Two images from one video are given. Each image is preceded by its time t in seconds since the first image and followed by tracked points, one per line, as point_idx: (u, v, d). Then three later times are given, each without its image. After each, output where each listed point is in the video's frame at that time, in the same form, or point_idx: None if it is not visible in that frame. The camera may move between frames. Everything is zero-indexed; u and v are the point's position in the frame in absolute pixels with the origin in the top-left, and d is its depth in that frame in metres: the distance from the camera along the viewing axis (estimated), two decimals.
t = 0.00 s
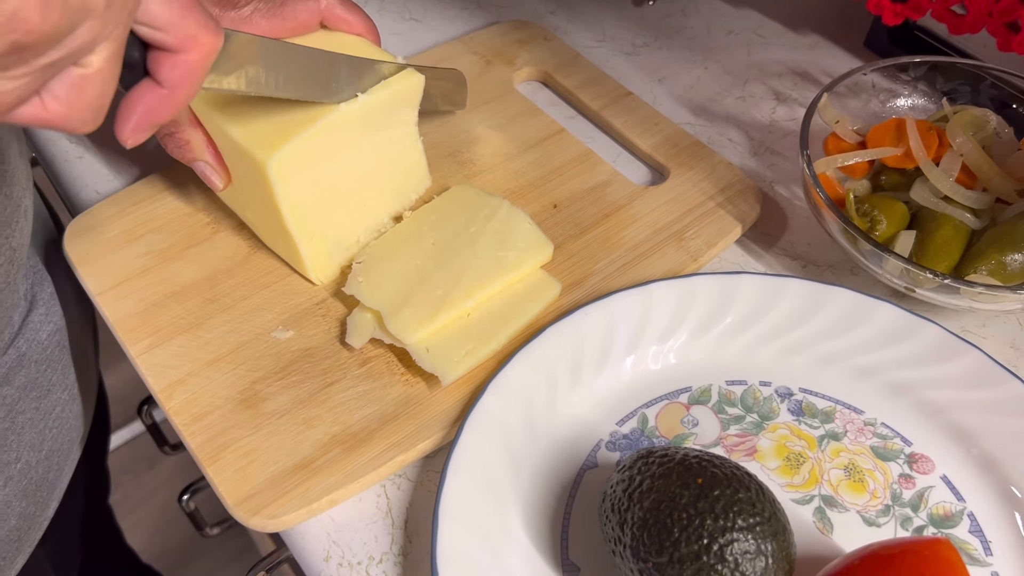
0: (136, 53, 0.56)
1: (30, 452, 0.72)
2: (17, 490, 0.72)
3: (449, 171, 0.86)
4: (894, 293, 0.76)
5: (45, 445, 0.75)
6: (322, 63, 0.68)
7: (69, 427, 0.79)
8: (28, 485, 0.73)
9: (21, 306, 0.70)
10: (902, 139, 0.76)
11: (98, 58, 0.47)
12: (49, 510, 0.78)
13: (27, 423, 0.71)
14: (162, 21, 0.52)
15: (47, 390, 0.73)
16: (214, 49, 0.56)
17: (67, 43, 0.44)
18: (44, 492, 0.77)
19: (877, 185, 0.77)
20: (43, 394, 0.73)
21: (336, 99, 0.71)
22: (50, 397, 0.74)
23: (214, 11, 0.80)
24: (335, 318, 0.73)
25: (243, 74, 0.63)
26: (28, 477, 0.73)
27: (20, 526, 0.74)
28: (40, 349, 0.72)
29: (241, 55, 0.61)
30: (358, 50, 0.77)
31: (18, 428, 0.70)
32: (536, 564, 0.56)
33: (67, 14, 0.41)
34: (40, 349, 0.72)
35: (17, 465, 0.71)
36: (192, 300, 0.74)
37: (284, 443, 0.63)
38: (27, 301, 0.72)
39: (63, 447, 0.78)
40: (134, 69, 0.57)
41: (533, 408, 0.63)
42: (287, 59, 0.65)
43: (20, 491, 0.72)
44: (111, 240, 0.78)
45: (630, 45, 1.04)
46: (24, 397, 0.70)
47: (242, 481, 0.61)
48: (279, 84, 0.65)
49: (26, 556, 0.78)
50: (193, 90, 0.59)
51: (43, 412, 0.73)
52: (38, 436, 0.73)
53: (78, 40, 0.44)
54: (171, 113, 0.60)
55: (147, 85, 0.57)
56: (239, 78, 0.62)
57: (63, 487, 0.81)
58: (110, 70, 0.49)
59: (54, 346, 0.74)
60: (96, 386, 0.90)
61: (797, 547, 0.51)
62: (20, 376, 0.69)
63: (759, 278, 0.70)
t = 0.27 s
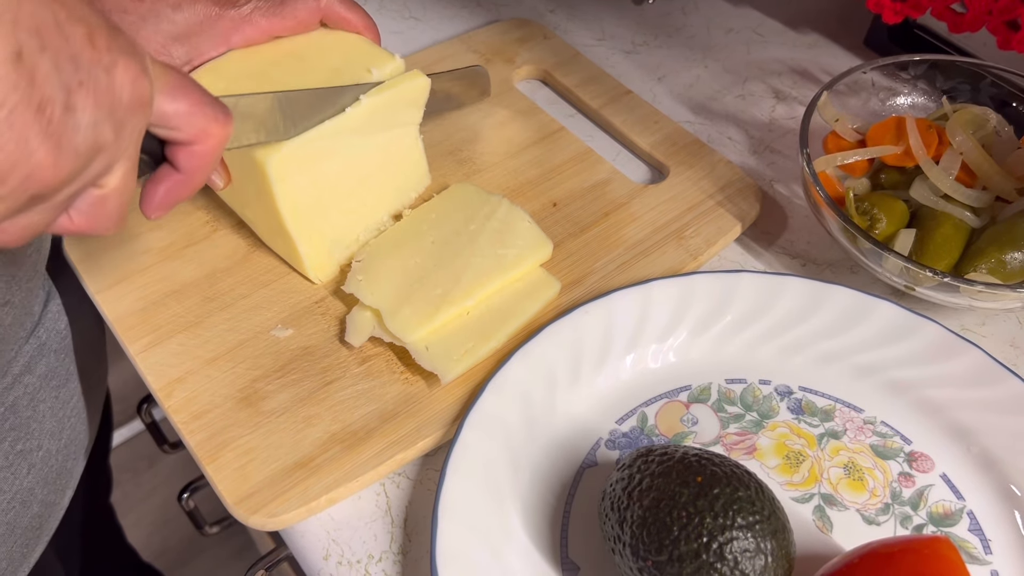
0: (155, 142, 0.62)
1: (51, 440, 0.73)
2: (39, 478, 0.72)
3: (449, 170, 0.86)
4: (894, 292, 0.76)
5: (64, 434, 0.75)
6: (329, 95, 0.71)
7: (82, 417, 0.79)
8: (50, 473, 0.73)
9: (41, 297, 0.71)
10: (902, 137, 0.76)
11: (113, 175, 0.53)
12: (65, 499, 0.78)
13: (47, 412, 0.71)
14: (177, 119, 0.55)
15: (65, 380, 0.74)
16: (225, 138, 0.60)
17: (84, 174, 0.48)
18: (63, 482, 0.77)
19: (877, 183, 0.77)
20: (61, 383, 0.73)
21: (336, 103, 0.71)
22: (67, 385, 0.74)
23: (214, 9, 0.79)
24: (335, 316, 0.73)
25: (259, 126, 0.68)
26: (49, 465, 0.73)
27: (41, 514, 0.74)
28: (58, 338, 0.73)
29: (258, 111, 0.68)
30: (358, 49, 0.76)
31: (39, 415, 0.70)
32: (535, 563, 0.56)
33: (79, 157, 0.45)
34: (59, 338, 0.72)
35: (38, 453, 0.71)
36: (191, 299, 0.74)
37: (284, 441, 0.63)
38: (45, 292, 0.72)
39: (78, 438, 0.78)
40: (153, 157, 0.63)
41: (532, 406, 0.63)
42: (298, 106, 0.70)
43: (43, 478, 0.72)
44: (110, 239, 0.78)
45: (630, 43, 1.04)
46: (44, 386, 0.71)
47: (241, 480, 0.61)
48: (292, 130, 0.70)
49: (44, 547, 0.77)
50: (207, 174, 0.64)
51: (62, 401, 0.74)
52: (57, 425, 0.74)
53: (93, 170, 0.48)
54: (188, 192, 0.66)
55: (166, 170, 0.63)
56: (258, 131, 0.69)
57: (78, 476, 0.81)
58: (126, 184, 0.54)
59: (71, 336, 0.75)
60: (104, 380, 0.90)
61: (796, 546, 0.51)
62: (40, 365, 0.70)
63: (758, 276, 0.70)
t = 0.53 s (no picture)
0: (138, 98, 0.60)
1: (56, 439, 0.72)
2: (45, 477, 0.72)
3: (449, 167, 0.85)
4: (894, 289, 0.76)
5: (70, 433, 0.75)
6: (327, 88, 0.70)
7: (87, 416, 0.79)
8: (55, 472, 0.73)
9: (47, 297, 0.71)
10: (903, 135, 0.76)
11: (90, 124, 0.47)
12: (68, 499, 0.78)
13: (53, 411, 0.71)
14: (164, 78, 0.52)
15: (71, 378, 0.74)
16: (209, 102, 0.56)
17: (65, 124, 0.44)
18: (68, 480, 0.76)
19: (877, 180, 0.77)
20: (67, 382, 0.73)
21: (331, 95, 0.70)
22: (72, 384, 0.74)
23: (213, 9, 0.79)
24: (335, 314, 0.73)
25: (250, 103, 0.66)
26: (55, 464, 0.73)
27: (45, 514, 0.73)
28: (65, 337, 0.73)
29: (249, 88, 0.65)
30: (355, 44, 0.76)
31: (45, 414, 0.70)
32: (536, 561, 0.56)
33: (60, 107, 0.42)
34: (65, 337, 0.73)
35: (44, 452, 0.71)
36: (190, 296, 0.74)
37: (284, 439, 0.63)
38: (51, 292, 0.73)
39: (83, 436, 0.78)
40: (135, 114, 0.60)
41: (533, 404, 0.63)
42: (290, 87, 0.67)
43: (49, 477, 0.72)
44: (109, 236, 0.78)
45: (630, 40, 1.03)
46: (50, 385, 0.70)
47: (241, 477, 0.60)
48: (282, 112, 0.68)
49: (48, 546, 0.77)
50: (191, 137, 0.61)
51: (68, 400, 0.74)
52: (63, 424, 0.73)
53: (74, 119, 0.45)
54: (170, 156, 0.62)
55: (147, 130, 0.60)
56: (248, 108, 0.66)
57: (81, 476, 0.80)
58: (106, 137, 0.49)
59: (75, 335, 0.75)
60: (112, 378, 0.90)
61: (798, 544, 0.51)
62: (47, 363, 0.70)
63: (759, 274, 0.70)
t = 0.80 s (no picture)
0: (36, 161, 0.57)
1: (60, 431, 0.72)
2: (50, 469, 0.72)
3: (449, 166, 0.85)
4: (894, 288, 0.76)
5: (73, 425, 0.75)
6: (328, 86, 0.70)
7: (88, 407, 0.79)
8: (59, 464, 0.73)
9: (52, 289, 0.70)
10: (903, 133, 0.76)
11: None
12: (70, 491, 0.78)
13: (57, 403, 0.71)
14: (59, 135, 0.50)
15: (73, 371, 0.74)
16: (115, 156, 0.55)
17: None
18: (71, 471, 0.77)
19: (877, 179, 0.76)
20: (70, 374, 0.73)
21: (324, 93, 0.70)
22: (73, 376, 0.74)
23: (215, 6, 0.79)
24: (334, 313, 0.73)
25: (178, 137, 0.66)
26: (59, 455, 0.73)
27: (50, 504, 0.73)
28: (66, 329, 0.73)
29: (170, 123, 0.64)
30: (357, 43, 0.76)
31: (49, 407, 0.70)
32: (535, 559, 0.56)
33: None
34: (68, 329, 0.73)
35: (48, 444, 0.71)
36: (190, 295, 0.73)
37: (283, 438, 0.63)
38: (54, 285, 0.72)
39: (84, 428, 0.78)
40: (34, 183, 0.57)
41: (533, 404, 0.63)
42: (215, 115, 0.67)
43: (54, 467, 0.72)
44: (109, 235, 0.78)
45: (630, 39, 1.03)
46: (55, 376, 0.70)
47: (241, 477, 0.60)
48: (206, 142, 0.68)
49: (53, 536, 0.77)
50: (98, 194, 0.58)
51: (70, 392, 0.74)
52: (67, 417, 0.73)
53: None
54: (79, 215, 0.59)
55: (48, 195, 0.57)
56: (170, 144, 0.66)
57: (82, 469, 0.80)
58: None
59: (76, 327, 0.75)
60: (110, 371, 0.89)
61: (797, 544, 0.51)
62: (52, 355, 0.70)
63: (759, 273, 0.70)
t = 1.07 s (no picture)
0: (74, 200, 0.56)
1: (53, 441, 0.72)
2: (42, 478, 0.71)
3: (448, 164, 0.85)
4: (893, 287, 0.76)
5: (67, 434, 0.74)
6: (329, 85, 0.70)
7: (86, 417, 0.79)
8: (52, 474, 0.73)
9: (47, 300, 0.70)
10: (902, 131, 0.76)
11: (27, 252, 0.49)
12: (65, 501, 0.77)
13: (50, 413, 0.71)
14: (95, 178, 0.51)
15: (69, 381, 0.74)
16: (154, 192, 0.55)
17: None
18: (65, 481, 0.76)
19: (876, 177, 0.76)
20: (65, 384, 0.73)
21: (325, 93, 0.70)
22: (69, 387, 0.74)
23: (214, 2, 0.78)
24: (333, 311, 0.73)
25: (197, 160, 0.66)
26: (52, 465, 0.72)
27: (41, 515, 0.73)
28: (63, 339, 0.73)
29: (193, 149, 0.65)
30: (357, 42, 0.76)
31: (43, 416, 0.70)
32: (533, 557, 0.56)
33: None
34: (64, 340, 0.73)
35: (42, 453, 0.70)
36: (188, 293, 0.73)
37: (281, 435, 0.63)
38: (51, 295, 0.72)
39: (81, 437, 0.78)
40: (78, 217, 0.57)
41: (531, 402, 0.63)
42: (236, 136, 0.67)
43: (45, 478, 0.72)
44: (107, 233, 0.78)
45: (629, 37, 1.03)
46: (48, 388, 0.70)
47: (239, 475, 0.60)
48: (235, 162, 0.68)
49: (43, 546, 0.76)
50: (138, 231, 0.59)
51: (65, 403, 0.73)
52: (60, 426, 0.73)
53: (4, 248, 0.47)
54: (122, 246, 0.60)
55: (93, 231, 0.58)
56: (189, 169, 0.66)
57: (77, 478, 0.80)
58: (44, 263, 0.50)
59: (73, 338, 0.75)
60: (109, 379, 0.88)
61: (795, 541, 0.51)
62: (45, 366, 0.69)
63: (758, 271, 0.70)
